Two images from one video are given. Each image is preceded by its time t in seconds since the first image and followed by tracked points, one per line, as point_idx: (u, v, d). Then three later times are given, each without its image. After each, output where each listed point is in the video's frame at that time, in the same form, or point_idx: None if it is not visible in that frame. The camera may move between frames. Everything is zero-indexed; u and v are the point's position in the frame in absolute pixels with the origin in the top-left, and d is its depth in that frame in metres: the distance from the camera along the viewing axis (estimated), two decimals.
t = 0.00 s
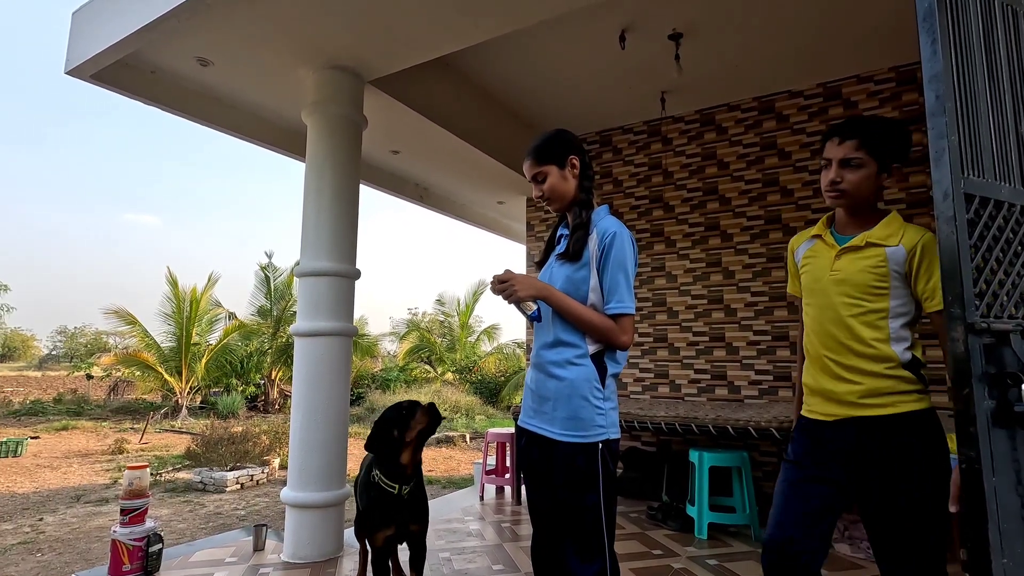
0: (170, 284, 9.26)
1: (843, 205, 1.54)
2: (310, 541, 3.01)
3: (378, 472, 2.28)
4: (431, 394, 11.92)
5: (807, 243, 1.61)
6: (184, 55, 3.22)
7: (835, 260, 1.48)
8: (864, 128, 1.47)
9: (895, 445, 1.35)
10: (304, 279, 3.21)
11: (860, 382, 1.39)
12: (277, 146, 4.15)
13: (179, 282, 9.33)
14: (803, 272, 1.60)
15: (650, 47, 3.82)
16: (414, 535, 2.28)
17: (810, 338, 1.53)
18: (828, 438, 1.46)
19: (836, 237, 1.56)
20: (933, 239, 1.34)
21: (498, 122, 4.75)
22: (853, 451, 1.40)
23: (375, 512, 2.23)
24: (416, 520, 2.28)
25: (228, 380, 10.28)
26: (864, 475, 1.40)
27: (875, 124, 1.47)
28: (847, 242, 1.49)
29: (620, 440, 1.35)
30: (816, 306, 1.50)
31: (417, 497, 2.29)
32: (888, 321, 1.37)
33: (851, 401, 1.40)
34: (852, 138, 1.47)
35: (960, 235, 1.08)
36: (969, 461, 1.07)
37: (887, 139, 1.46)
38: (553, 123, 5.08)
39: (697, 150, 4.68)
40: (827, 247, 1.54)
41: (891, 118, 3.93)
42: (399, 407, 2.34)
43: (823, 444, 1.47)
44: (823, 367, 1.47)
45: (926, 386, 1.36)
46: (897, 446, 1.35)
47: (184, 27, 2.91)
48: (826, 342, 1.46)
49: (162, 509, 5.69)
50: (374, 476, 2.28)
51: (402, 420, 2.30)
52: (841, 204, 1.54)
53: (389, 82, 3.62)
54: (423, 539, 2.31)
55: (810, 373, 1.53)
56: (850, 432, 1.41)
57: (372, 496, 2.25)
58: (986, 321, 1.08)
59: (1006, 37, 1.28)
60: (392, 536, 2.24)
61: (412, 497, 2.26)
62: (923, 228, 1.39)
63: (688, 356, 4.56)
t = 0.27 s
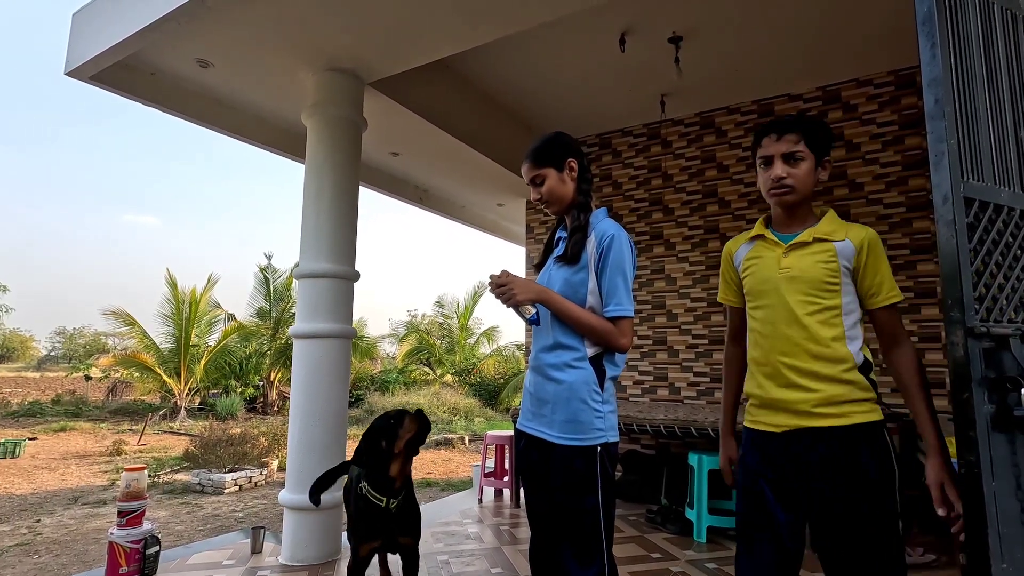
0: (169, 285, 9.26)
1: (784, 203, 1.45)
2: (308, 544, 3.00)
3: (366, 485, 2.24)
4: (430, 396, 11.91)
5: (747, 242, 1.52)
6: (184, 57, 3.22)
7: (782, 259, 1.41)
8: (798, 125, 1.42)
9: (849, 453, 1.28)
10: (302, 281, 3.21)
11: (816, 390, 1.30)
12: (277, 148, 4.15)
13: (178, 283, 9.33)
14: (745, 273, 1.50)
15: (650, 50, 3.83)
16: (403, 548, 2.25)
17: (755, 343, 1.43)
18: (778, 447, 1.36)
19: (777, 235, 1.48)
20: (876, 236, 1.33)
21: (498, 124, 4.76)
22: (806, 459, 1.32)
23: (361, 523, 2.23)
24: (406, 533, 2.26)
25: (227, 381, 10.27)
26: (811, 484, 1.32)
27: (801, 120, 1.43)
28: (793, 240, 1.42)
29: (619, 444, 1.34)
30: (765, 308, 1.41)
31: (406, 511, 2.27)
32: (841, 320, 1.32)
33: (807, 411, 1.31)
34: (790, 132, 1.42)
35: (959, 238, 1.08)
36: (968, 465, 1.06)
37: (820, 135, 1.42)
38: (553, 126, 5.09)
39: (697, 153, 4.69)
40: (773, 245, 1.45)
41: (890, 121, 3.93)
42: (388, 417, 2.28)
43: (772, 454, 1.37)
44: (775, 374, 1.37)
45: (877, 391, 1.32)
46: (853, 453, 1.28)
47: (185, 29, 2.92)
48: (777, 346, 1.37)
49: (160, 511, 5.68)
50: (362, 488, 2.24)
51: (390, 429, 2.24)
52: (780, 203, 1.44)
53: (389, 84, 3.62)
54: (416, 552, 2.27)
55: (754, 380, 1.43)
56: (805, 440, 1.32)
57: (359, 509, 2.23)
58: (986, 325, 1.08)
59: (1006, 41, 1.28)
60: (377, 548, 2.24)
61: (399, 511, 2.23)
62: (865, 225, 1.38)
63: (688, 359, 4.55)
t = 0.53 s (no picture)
0: (169, 287, 9.26)
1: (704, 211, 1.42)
2: (305, 548, 3.00)
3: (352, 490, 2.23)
4: (429, 398, 11.91)
5: (696, 245, 1.45)
6: (184, 60, 3.23)
7: (737, 261, 1.34)
8: (686, 142, 1.36)
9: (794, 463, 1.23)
10: (301, 285, 3.21)
11: (778, 393, 1.24)
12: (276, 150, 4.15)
13: (178, 284, 9.34)
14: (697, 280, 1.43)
15: (649, 54, 3.83)
16: (386, 554, 2.22)
17: (713, 348, 1.36)
18: (730, 452, 1.31)
19: (728, 235, 1.41)
20: (828, 231, 1.31)
21: (497, 128, 4.76)
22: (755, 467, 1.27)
23: (343, 531, 2.18)
24: (389, 539, 2.23)
25: (226, 383, 10.27)
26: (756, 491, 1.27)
27: (694, 133, 1.36)
28: (744, 242, 1.35)
29: (615, 450, 1.34)
30: (723, 312, 1.33)
31: (391, 517, 2.24)
32: (800, 319, 1.27)
33: (770, 415, 1.24)
34: (682, 150, 1.37)
35: (955, 247, 1.08)
36: (965, 474, 1.06)
37: (717, 141, 1.34)
38: (552, 129, 5.09)
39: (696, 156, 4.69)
40: (725, 248, 1.38)
41: (889, 126, 3.94)
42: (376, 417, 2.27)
43: (721, 458, 1.32)
44: (733, 380, 1.30)
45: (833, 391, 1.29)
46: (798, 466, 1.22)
47: (184, 32, 2.92)
48: (736, 350, 1.30)
49: (157, 513, 5.66)
50: (348, 493, 2.23)
51: (376, 429, 2.24)
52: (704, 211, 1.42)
53: (388, 88, 3.62)
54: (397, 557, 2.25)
55: (712, 385, 1.36)
56: (760, 447, 1.26)
57: (345, 518, 2.19)
58: (982, 334, 1.08)
59: (1002, 49, 1.29)
60: (364, 557, 2.17)
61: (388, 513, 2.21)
62: (813, 219, 1.35)
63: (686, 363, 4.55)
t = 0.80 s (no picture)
0: (169, 289, 9.27)
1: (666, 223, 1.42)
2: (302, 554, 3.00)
3: (349, 500, 2.20)
4: (429, 401, 11.90)
5: (669, 256, 1.46)
6: (183, 65, 3.23)
7: (706, 273, 1.35)
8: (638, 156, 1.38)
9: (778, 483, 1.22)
10: (299, 290, 3.21)
11: (754, 407, 1.23)
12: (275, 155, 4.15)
13: (178, 286, 9.35)
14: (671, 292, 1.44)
15: (647, 59, 3.84)
16: (382, 566, 2.19)
17: (691, 361, 1.36)
18: (710, 469, 1.30)
19: (698, 246, 1.42)
20: (798, 232, 1.28)
21: (496, 132, 4.76)
22: (736, 486, 1.26)
23: (340, 540, 2.16)
24: (385, 549, 2.21)
25: (225, 385, 10.27)
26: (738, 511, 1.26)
27: (645, 146, 1.37)
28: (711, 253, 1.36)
29: (608, 461, 1.34)
30: (696, 324, 1.34)
31: (387, 527, 2.22)
32: (773, 329, 1.25)
33: (746, 429, 1.24)
34: (637, 162, 1.39)
35: (949, 261, 1.09)
36: (958, 488, 1.06)
37: (669, 152, 1.34)
38: (551, 134, 5.10)
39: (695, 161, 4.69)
40: (694, 259, 1.39)
41: (887, 132, 3.94)
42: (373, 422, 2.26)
43: (701, 475, 1.32)
44: (710, 395, 1.30)
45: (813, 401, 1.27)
46: (779, 486, 1.21)
47: (183, 38, 2.92)
48: (712, 363, 1.30)
49: (156, 516, 5.66)
50: (345, 504, 2.21)
51: (374, 434, 2.23)
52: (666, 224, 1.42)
53: (387, 93, 3.63)
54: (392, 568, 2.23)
55: (691, 399, 1.36)
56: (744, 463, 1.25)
57: (342, 530, 2.17)
58: (975, 348, 1.08)
59: (996, 63, 1.29)
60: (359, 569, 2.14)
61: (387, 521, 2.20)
62: (783, 220, 1.33)
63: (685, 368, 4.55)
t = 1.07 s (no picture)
0: (169, 290, 9.27)
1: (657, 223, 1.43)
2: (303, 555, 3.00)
3: (362, 500, 2.19)
4: (429, 402, 11.90)
5: (662, 257, 1.47)
6: (185, 68, 3.24)
7: (697, 273, 1.36)
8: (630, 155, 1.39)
9: (769, 491, 1.22)
10: (300, 292, 3.22)
11: (745, 412, 1.23)
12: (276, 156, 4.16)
13: (178, 287, 9.35)
14: (665, 292, 1.45)
15: (649, 63, 3.85)
16: (394, 565, 2.21)
17: (684, 363, 1.36)
18: (701, 476, 1.30)
19: (690, 246, 1.43)
20: (790, 231, 1.28)
21: (497, 134, 4.77)
22: (727, 494, 1.26)
23: (352, 541, 2.15)
24: (397, 549, 2.22)
25: (226, 386, 10.27)
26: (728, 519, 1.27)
27: (637, 146, 1.39)
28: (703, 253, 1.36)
29: (609, 464, 1.35)
30: (688, 325, 1.35)
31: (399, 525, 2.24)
32: (765, 330, 1.25)
33: (737, 435, 1.24)
34: (630, 161, 1.40)
35: (950, 266, 1.09)
36: (959, 492, 1.07)
37: (659, 151, 1.35)
38: (552, 136, 5.11)
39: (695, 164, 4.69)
40: (686, 258, 1.40)
41: (887, 135, 3.95)
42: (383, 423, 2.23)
43: (693, 481, 1.33)
44: (702, 399, 1.30)
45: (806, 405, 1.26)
46: (770, 495, 1.22)
47: (185, 41, 2.93)
48: (703, 366, 1.30)
49: (156, 517, 5.66)
50: (358, 504, 2.19)
51: (383, 434, 2.21)
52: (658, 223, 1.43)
53: (389, 95, 3.64)
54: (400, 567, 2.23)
55: (683, 403, 1.36)
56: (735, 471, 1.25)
57: (357, 530, 2.16)
58: (976, 352, 1.08)
59: (997, 69, 1.30)
60: (372, 568, 2.16)
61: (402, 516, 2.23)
62: (775, 220, 1.33)
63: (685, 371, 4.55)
